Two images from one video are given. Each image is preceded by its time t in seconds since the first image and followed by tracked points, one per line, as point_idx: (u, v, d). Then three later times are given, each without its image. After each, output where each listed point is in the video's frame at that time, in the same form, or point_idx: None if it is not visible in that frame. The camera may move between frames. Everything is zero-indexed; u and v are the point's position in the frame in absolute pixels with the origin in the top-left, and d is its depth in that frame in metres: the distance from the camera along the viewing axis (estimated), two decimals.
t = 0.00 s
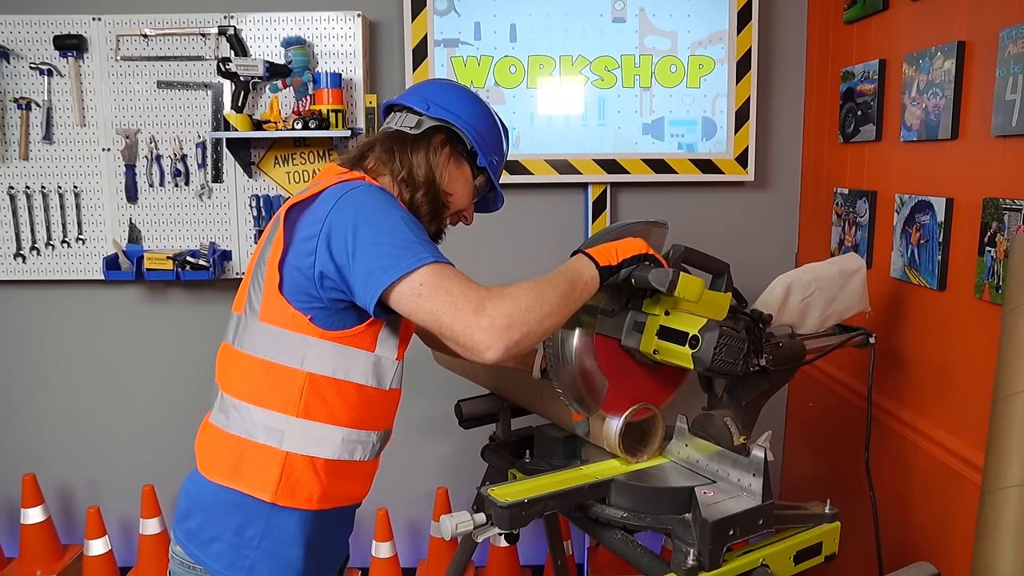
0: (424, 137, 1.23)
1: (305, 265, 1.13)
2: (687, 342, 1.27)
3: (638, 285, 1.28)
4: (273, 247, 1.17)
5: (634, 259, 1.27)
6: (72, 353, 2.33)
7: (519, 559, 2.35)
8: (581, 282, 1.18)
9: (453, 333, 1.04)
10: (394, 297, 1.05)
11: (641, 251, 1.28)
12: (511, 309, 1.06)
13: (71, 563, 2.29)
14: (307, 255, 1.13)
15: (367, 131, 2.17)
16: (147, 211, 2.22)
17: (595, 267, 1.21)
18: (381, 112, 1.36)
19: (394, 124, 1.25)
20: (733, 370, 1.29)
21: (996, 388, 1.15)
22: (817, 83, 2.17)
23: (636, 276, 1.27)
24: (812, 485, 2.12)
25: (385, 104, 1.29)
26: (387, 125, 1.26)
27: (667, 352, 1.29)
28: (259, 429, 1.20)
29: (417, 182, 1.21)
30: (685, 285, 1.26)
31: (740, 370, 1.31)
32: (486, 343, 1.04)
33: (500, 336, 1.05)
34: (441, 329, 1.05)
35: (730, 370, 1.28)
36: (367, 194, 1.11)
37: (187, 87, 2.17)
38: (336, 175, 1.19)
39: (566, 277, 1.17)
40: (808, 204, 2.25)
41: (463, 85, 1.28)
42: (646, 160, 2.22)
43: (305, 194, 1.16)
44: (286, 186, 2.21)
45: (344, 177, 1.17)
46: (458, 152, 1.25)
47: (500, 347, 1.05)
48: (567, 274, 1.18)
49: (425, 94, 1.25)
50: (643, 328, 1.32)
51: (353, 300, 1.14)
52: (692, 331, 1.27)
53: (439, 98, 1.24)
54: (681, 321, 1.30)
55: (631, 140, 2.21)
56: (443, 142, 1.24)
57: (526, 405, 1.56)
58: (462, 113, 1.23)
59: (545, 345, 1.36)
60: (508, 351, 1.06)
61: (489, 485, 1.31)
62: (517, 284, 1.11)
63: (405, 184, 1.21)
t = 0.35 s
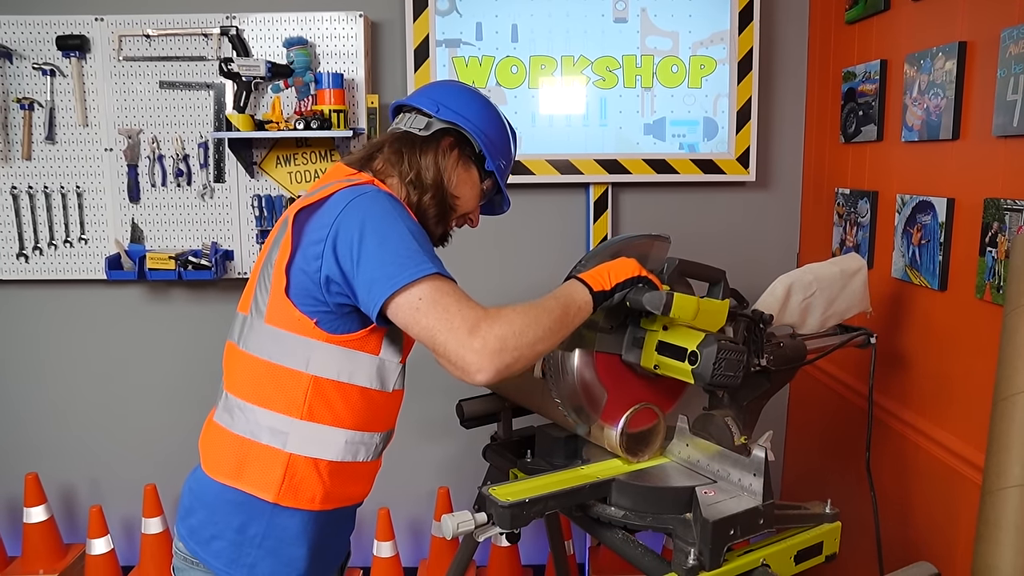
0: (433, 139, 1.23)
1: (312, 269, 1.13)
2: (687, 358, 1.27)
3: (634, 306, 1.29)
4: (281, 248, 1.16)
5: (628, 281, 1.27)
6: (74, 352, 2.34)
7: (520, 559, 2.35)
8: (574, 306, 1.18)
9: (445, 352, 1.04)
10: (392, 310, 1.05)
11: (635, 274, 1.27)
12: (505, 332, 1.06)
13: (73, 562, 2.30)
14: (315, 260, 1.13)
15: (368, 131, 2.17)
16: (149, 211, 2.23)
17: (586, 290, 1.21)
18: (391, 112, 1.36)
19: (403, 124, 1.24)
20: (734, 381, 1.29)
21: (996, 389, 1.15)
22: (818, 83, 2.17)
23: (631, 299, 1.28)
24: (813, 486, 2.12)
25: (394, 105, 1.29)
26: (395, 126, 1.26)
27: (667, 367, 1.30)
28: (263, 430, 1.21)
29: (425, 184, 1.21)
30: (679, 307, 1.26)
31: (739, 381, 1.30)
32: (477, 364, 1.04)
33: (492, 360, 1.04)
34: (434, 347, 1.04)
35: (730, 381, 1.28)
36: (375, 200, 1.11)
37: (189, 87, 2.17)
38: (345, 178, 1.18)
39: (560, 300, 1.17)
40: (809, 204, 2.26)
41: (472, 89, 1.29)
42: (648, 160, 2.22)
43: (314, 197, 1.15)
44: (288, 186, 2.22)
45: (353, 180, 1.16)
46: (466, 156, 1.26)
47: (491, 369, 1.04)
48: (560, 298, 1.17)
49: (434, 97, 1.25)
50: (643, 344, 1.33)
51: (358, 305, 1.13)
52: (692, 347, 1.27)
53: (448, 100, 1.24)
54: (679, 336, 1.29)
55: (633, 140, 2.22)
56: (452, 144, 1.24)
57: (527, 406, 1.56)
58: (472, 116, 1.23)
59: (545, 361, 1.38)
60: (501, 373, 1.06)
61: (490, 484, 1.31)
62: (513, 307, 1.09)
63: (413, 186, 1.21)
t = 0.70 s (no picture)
0: (441, 142, 1.24)
1: (320, 272, 1.13)
2: (689, 374, 1.25)
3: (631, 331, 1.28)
4: (290, 249, 1.16)
5: (623, 305, 1.25)
6: (78, 352, 2.34)
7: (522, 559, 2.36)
8: (569, 326, 1.16)
9: (439, 364, 1.03)
10: (392, 319, 1.05)
11: (631, 297, 1.26)
12: (499, 349, 1.05)
13: (77, 561, 2.30)
14: (323, 262, 1.13)
15: (371, 132, 2.18)
16: (152, 211, 2.23)
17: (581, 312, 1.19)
18: (398, 112, 1.37)
19: (411, 126, 1.26)
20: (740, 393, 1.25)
21: (998, 389, 1.15)
22: (820, 84, 2.17)
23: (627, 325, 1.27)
24: (815, 486, 2.12)
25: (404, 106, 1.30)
26: (404, 128, 1.27)
27: (670, 383, 1.28)
28: (270, 430, 1.21)
29: (432, 186, 1.22)
30: (676, 329, 1.25)
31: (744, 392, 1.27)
32: (469, 379, 1.03)
33: (485, 377, 1.04)
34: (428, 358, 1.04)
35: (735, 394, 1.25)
36: (384, 205, 1.11)
37: (193, 87, 2.18)
38: (355, 181, 1.18)
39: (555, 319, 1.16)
40: (811, 204, 2.26)
41: (481, 91, 1.29)
42: (649, 161, 2.22)
43: (324, 200, 1.15)
44: (291, 186, 2.22)
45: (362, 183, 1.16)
46: (474, 158, 1.26)
47: (483, 386, 1.04)
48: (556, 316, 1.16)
49: (444, 99, 1.25)
50: (644, 360, 1.33)
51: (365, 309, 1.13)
52: (692, 363, 1.25)
53: (457, 102, 1.24)
54: (679, 351, 1.28)
55: (635, 140, 2.22)
56: (460, 147, 1.24)
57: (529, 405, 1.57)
58: (480, 118, 1.24)
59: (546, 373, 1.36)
60: (495, 387, 1.05)
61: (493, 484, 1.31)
62: (509, 324, 1.09)
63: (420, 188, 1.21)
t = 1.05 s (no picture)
0: (449, 145, 1.24)
1: (328, 275, 1.14)
2: (688, 390, 1.23)
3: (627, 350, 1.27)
4: (299, 251, 1.17)
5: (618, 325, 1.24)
6: (81, 351, 2.35)
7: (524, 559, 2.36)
8: (563, 347, 1.17)
9: (432, 374, 1.04)
10: (392, 326, 1.06)
11: (626, 317, 1.25)
12: (493, 364, 1.05)
13: (80, 560, 2.31)
14: (330, 266, 1.13)
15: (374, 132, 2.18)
16: (156, 212, 2.24)
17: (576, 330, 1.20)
18: (404, 115, 1.37)
19: (418, 129, 1.26)
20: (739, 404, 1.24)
21: (1000, 390, 1.15)
22: (823, 85, 2.18)
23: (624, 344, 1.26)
24: (817, 486, 2.12)
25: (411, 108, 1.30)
26: (411, 130, 1.27)
27: (670, 397, 1.27)
28: (278, 431, 1.22)
29: (441, 191, 1.22)
30: (672, 347, 1.24)
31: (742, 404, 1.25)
32: (460, 392, 1.04)
33: (477, 391, 1.04)
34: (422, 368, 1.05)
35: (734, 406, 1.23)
36: (391, 209, 1.11)
37: (196, 88, 2.18)
38: (363, 184, 1.18)
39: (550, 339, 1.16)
40: (813, 205, 2.26)
41: (488, 94, 1.29)
42: (652, 161, 2.22)
43: (332, 203, 1.15)
44: (293, 187, 2.23)
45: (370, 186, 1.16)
46: (481, 161, 1.26)
47: (474, 399, 1.04)
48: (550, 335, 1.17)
49: (451, 101, 1.25)
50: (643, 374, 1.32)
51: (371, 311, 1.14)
52: (692, 378, 1.23)
53: (465, 105, 1.25)
54: (678, 367, 1.26)
55: (637, 141, 2.22)
56: (467, 150, 1.25)
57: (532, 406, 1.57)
58: (488, 122, 1.24)
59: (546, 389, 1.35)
60: (488, 401, 1.06)
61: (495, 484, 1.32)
62: (504, 340, 1.09)
63: (429, 193, 1.22)
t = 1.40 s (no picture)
0: (451, 143, 1.24)
1: (329, 275, 1.14)
2: (688, 398, 1.22)
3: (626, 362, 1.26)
4: (301, 251, 1.17)
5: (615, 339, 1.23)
6: (84, 351, 2.36)
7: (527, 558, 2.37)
8: (560, 359, 1.17)
9: (427, 377, 1.04)
10: (391, 328, 1.06)
11: (623, 330, 1.24)
12: (490, 372, 1.05)
13: (84, 559, 2.32)
14: (331, 266, 1.14)
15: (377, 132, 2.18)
16: (159, 212, 2.24)
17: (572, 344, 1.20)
18: (407, 113, 1.38)
19: (421, 126, 1.25)
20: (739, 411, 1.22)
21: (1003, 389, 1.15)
22: (825, 85, 2.18)
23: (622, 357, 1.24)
24: (819, 486, 2.12)
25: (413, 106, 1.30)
26: (413, 128, 1.27)
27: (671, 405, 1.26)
28: (281, 430, 1.22)
29: (443, 190, 1.22)
30: (671, 358, 1.22)
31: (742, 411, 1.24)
32: (454, 396, 1.03)
33: (471, 396, 1.04)
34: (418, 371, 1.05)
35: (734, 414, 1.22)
36: (393, 210, 1.11)
37: (199, 88, 2.19)
38: (365, 183, 1.18)
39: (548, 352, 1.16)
40: (815, 205, 2.26)
41: (489, 91, 1.29)
42: (654, 161, 2.23)
43: (334, 203, 1.15)
44: (296, 187, 2.23)
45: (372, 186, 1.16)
46: (483, 159, 1.27)
47: (468, 403, 1.04)
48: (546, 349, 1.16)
49: (452, 99, 1.26)
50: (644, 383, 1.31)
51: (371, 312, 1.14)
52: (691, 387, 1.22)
53: (466, 103, 1.25)
54: (678, 376, 1.25)
55: (640, 141, 2.23)
56: (469, 148, 1.25)
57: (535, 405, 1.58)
58: (489, 120, 1.24)
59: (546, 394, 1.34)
60: (482, 406, 1.06)
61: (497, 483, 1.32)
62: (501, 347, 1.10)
63: (432, 192, 1.22)
